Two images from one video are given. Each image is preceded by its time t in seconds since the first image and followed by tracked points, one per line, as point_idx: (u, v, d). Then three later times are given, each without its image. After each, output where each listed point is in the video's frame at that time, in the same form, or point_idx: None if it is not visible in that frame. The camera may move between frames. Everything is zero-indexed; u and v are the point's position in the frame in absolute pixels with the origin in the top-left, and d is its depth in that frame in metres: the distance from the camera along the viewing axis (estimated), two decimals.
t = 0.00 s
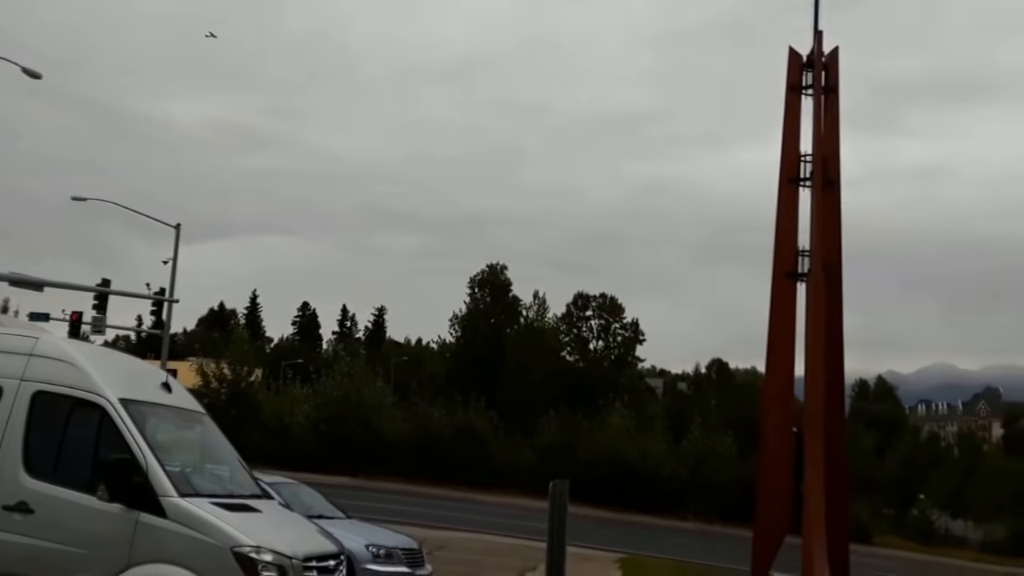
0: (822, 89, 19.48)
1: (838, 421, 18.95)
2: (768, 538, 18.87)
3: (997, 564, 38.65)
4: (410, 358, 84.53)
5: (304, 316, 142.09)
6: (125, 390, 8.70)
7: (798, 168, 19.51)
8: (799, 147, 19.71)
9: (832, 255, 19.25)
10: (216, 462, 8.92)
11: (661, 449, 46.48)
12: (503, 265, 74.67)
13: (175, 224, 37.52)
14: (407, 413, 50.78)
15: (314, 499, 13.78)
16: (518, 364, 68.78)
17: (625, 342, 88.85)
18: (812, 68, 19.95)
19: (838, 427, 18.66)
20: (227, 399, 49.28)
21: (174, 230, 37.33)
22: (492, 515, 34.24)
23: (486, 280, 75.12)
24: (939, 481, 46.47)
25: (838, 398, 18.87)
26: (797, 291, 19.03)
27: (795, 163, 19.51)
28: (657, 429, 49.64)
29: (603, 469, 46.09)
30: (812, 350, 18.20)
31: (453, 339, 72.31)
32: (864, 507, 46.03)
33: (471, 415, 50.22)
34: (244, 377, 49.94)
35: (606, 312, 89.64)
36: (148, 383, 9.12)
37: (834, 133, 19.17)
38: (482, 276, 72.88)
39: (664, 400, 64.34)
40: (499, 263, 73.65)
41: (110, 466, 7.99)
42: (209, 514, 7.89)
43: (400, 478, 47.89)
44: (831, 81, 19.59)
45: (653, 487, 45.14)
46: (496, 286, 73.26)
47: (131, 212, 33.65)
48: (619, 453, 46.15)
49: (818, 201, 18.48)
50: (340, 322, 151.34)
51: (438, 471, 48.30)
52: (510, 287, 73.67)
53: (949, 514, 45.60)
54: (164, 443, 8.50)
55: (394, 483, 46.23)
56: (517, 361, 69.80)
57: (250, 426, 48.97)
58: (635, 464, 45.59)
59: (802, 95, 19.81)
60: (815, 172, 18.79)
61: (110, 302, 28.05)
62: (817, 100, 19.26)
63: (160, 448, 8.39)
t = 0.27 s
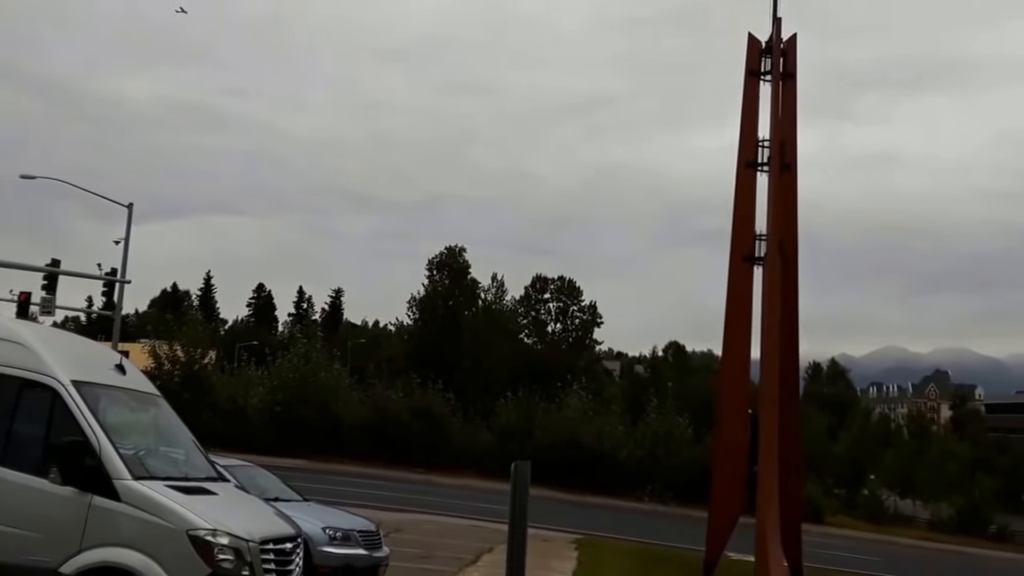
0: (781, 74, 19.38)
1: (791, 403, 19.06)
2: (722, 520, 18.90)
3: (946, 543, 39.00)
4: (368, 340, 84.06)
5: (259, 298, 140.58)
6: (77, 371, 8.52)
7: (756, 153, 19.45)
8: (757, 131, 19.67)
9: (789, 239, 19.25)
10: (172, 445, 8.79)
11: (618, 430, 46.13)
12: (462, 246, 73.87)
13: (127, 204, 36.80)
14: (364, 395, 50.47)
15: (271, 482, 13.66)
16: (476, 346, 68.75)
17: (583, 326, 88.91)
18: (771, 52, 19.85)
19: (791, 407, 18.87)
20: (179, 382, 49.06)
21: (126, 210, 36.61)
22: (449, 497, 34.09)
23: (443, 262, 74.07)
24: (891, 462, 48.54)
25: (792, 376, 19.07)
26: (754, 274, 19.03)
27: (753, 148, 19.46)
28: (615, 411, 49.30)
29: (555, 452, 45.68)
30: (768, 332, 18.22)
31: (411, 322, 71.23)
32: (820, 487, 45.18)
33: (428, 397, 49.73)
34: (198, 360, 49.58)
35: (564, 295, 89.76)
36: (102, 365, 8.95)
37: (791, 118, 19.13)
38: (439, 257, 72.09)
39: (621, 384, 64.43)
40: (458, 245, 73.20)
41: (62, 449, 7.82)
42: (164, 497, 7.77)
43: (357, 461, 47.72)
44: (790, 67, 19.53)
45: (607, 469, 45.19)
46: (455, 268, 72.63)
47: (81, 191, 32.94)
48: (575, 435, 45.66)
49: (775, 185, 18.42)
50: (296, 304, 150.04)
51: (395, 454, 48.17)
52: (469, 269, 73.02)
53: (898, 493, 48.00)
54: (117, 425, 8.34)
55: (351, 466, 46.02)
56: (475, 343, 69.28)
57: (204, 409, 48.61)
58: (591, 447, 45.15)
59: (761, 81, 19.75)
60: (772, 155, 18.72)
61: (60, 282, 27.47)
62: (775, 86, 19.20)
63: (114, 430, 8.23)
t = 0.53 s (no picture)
0: (745, 59, 19.49)
1: (753, 384, 19.23)
2: (684, 501, 19.01)
3: (904, 524, 39.74)
4: (330, 323, 83.52)
5: (219, 280, 139.06)
6: (34, 353, 8.34)
7: (720, 137, 19.54)
8: (721, 116, 19.77)
9: (752, 223, 19.39)
10: (132, 428, 8.64)
11: (581, 413, 46.43)
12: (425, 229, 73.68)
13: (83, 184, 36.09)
14: (326, 378, 50.09)
15: (232, 465, 13.52)
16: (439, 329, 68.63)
17: (546, 308, 89.07)
18: (735, 37, 19.94)
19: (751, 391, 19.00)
20: (138, 364, 48.76)
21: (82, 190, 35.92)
22: (413, 479, 34.00)
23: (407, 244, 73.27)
24: (851, 444, 49.46)
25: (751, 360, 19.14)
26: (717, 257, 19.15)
27: (717, 132, 19.55)
28: (577, 393, 49.56)
29: (519, 436, 45.94)
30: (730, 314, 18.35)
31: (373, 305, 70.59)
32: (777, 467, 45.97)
33: (391, 380, 49.69)
34: (157, 342, 49.56)
35: (527, 279, 89.80)
36: (60, 348, 8.76)
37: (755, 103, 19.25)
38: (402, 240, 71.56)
39: (584, 368, 64.71)
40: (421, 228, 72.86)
41: (20, 431, 7.65)
42: (125, 480, 7.65)
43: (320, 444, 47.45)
44: (754, 52, 19.63)
45: (570, 451, 45.40)
46: (418, 251, 72.10)
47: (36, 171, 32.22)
48: (537, 418, 46.01)
49: (738, 168, 18.53)
50: (256, 286, 148.63)
51: (359, 438, 47.95)
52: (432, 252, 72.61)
53: (856, 475, 48.53)
54: (76, 408, 8.17)
55: (314, 449, 45.81)
56: (438, 325, 69.22)
57: (164, 392, 48.07)
58: (554, 430, 45.40)
59: (725, 66, 19.85)
60: (736, 139, 18.82)
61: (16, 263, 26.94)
62: (739, 71, 19.29)
63: (72, 413, 8.06)
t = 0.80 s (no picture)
0: (717, 44, 19.47)
1: (723, 371, 19.30)
2: (655, 487, 19.10)
3: (872, 508, 40.39)
4: (299, 309, 82.93)
5: (185, 265, 137.52)
6: None
7: (692, 123, 19.53)
8: (693, 102, 19.76)
9: (723, 210, 19.42)
10: (98, 414, 8.46)
11: (552, 398, 46.44)
12: (395, 214, 72.75)
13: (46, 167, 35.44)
14: (295, 364, 49.71)
15: (201, 451, 13.36)
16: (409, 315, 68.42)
17: (517, 295, 88.76)
18: (707, 23, 19.91)
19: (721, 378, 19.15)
20: (104, 349, 47.75)
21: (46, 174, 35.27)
22: (385, 466, 33.89)
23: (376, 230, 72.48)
24: (821, 431, 50.94)
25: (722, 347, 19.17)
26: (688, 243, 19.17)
27: (689, 118, 19.54)
28: (548, 379, 49.59)
29: (492, 421, 45.78)
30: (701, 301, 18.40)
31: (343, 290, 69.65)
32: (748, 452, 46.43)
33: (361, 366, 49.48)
34: (122, 328, 48.18)
35: (498, 265, 89.40)
36: (23, 332, 8.54)
37: (727, 89, 19.26)
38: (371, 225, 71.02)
39: (555, 355, 64.68)
40: (392, 213, 72.21)
41: None
42: (93, 466, 7.49)
43: (289, 430, 47.15)
44: (726, 37, 19.61)
45: (540, 437, 45.54)
46: (388, 236, 71.38)
47: None
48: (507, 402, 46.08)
49: (710, 154, 18.54)
50: (224, 272, 147.15)
51: (328, 424, 47.68)
52: (402, 237, 71.90)
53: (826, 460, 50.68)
54: (40, 394, 7.98)
55: (283, 436, 45.53)
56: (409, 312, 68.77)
57: (130, 377, 47.53)
58: (525, 414, 45.43)
59: (697, 51, 19.83)
60: (708, 125, 18.82)
61: None
62: (711, 57, 19.29)
63: (37, 398, 7.87)
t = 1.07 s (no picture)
0: (693, 33, 19.50)
1: (698, 362, 19.37)
2: (630, 477, 19.17)
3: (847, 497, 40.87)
4: (273, 299, 82.31)
5: (158, 254, 136.27)
6: None
7: (668, 112, 19.54)
8: (670, 91, 19.77)
9: (698, 200, 19.45)
10: (72, 403, 8.33)
11: (527, 388, 46.54)
12: (369, 202, 71.74)
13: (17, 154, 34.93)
14: (269, 354, 49.43)
15: (174, 441, 13.24)
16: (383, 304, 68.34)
17: (492, 284, 88.52)
18: (683, 12, 19.92)
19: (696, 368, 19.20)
20: (76, 339, 47.15)
21: (16, 161, 34.75)
22: (360, 456, 33.74)
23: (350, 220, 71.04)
24: (796, 421, 51.14)
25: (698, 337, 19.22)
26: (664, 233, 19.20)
27: (664, 107, 19.55)
28: (523, 368, 49.63)
29: (468, 411, 45.99)
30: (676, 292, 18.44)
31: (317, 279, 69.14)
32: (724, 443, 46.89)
33: (335, 355, 49.32)
34: (95, 317, 47.39)
35: (473, 254, 89.27)
36: None
37: (702, 78, 19.28)
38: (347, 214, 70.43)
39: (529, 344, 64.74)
40: (367, 202, 71.37)
41: None
42: (67, 456, 7.38)
43: (263, 420, 46.91)
44: (702, 26, 19.63)
45: (515, 425, 45.64)
46: (363, 225, 70.38)
47: None
48: (482, 392, 46.25)
49: (687, 143, 18.56)
50: (198, 261, 145.89)
51: (303, 413, 47.42)
52: (377, 226, 70.94)
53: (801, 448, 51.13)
54: (13, 382, 7.85)
55: (258, 425, 45.31)
56: (384, 301, 68.39)
57: (103, 366, 47.26)
58: (501, 404, 45.65)
59: (673, 40, 19.80)
60: (684, 115, 18.84)
61: None
62: (687, 46, 19.33)
63: (9, 387, 7.73)
